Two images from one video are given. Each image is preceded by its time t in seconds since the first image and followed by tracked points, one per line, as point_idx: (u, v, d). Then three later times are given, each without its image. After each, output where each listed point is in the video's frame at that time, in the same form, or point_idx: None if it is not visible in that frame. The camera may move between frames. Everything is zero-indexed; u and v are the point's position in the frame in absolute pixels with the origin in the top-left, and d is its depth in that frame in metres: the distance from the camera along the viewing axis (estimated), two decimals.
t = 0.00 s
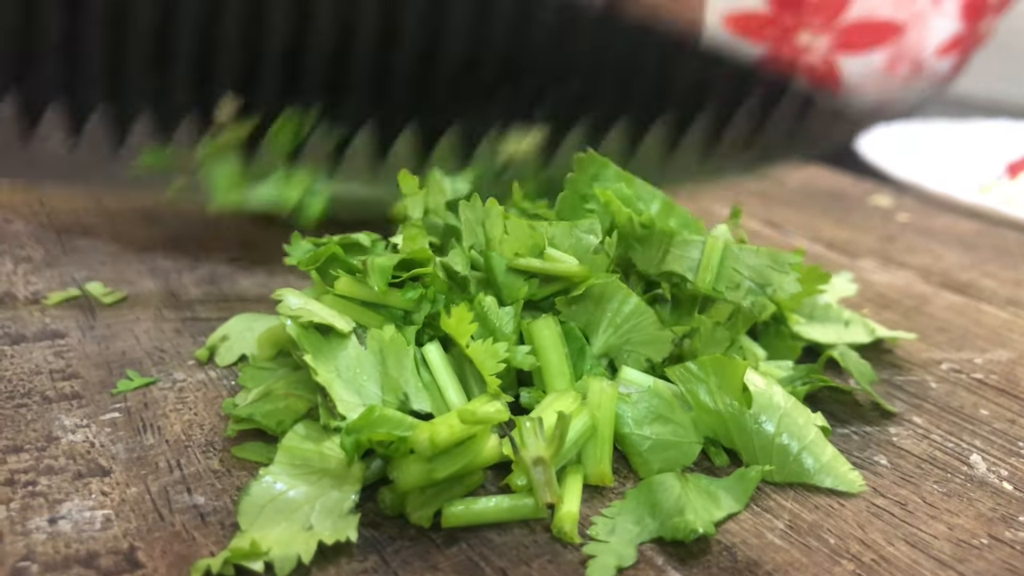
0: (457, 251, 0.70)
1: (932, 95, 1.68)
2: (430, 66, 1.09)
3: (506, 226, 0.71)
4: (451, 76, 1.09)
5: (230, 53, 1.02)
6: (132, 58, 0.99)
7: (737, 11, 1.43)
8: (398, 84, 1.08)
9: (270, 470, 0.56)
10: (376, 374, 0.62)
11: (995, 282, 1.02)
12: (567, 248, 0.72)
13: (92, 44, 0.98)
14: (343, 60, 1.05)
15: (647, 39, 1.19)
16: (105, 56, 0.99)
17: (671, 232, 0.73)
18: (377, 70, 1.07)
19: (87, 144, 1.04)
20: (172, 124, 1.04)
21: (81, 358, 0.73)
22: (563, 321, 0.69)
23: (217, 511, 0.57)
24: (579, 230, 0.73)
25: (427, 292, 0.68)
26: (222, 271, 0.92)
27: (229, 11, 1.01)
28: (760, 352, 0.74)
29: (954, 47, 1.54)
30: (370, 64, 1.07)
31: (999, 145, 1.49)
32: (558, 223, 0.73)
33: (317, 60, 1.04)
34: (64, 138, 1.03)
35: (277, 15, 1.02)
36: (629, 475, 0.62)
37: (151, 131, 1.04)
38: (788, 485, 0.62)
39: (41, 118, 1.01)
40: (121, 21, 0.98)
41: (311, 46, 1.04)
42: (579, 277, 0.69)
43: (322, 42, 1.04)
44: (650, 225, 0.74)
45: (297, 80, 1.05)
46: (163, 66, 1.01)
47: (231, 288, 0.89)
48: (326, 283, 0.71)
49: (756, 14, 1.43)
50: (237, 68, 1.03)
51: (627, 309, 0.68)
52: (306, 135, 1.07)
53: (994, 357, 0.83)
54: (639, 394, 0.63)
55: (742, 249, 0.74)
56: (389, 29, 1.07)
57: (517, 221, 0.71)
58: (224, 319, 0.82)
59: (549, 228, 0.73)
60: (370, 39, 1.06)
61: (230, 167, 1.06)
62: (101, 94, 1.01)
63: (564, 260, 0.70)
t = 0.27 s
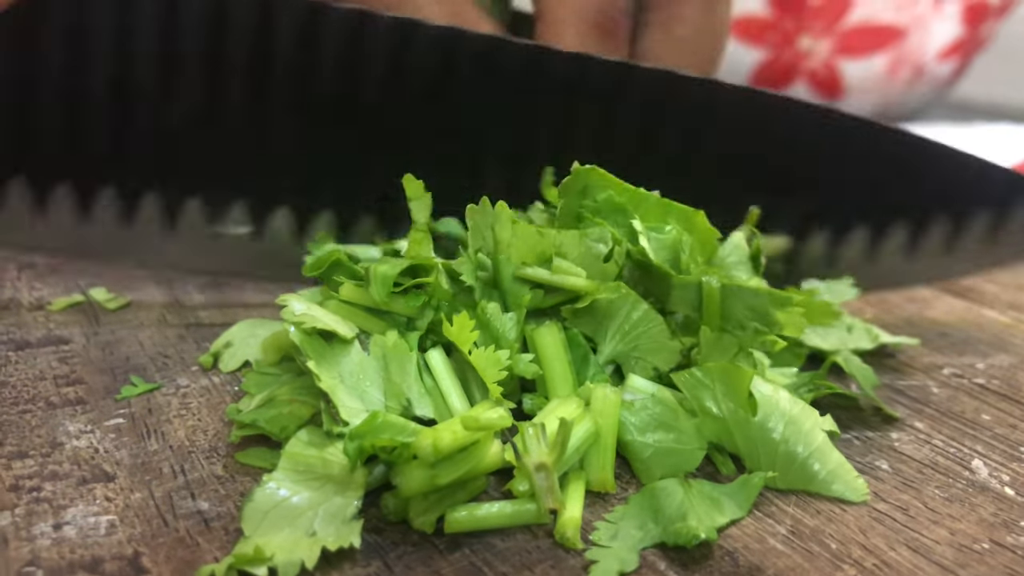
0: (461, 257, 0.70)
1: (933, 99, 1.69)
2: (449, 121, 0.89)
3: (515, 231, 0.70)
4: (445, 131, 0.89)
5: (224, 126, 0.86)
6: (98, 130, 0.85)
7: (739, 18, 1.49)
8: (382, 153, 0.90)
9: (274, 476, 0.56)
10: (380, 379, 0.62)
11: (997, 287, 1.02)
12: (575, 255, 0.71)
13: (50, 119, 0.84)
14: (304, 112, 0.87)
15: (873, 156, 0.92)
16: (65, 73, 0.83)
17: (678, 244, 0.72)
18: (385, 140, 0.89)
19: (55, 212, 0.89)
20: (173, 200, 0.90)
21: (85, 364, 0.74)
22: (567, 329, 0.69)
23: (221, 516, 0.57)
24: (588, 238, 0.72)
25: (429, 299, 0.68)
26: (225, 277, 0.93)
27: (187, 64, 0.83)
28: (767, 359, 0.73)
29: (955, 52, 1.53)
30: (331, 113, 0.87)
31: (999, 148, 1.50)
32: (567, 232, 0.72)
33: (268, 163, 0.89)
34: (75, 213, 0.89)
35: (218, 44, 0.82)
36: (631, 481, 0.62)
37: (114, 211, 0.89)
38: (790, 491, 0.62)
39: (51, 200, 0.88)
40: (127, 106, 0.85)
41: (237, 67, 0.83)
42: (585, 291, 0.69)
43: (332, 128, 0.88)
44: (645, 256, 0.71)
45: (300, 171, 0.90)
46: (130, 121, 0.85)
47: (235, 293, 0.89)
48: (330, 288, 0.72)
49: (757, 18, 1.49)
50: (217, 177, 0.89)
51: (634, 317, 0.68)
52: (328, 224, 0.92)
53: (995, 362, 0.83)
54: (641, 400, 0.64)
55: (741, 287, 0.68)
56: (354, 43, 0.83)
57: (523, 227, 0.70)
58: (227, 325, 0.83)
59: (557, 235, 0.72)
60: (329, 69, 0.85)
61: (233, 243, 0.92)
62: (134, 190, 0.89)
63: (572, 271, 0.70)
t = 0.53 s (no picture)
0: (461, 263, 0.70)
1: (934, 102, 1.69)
2: (465, 101, 1.02)
3: (515, 236, 0.70)
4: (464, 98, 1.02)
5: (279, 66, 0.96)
6: (190, 82, 0.95)
7: (738, 20, 1.50)
8: (423, 130, 1.03)
9: (272, 482, 0.56)
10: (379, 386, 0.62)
11: (997, 290, 1.02)
12: (575, 261, 0.71)
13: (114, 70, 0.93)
14: (350, 77, 0.99)
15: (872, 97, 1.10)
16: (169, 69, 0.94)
17: (670, 249, 0.72)
18: (414, 121, 1.02)
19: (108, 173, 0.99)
20: (223, 173, 1.02)
21: (84, 369, 0.74)
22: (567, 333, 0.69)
23: (220, 523, 0.57)
24: (588, 243, 0.71)
25: (428, 305, 0.68)
26: (225, 281, 0.93)
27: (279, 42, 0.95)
28: (768, 363, 0.73)
29: (955, 55, 1.55)
30: (404, 116, 1.02)
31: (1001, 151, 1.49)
32: (567, 237, 0.71)
33: (315, 114, 1.00)
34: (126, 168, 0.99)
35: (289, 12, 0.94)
36: (631, 487, 0.62)
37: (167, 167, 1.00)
38: (789, 496, 0.62)
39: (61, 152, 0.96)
40: (187, 23, 0.93)
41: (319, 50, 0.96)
42: (585, 296, 0.69)
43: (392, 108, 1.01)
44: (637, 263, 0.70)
45: (305, 113, 1.00)
46: (222, 138, 0.99)
47: (234, 298, 0.89)
48: (329, 294, 0.72)
49: (758, 20, 1.49)
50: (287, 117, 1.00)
51: (633, 322, 0.67)
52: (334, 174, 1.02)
53: (996, 365, 0.83)
54: (641, 406, 0.63)
55: (733, 290, 0.68)
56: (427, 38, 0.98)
57: (524, 231, 0.70)
58: (226, 330, 0.83)
59: (558, 240, 0.71)
60: (401, 50, 0.98)
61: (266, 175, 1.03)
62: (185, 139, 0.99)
63: (572, 277, 0.69)
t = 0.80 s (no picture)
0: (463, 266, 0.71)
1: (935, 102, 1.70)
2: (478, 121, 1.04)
3: (516, 238, 0.70)
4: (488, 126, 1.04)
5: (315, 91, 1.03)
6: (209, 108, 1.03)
7: (738, 20, 1.45)
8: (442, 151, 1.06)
9: (275, 484, 0.56)
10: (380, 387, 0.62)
11: (998, 290, 1.02)
12: (576, 263, 0.71)
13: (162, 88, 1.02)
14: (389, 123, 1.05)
15: (937, 149, 1.05)
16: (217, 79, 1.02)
17: (670, 251, 0.72)
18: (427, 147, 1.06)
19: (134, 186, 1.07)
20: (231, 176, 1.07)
21: (87, 371, 0.74)
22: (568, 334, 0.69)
23: (222, 525, 0.57)
24: (588, 245, 0.72)
25: (430, 306, 0.68)
26: (227, 283, 0.93)
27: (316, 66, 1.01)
28: (768, 364, 0.73)
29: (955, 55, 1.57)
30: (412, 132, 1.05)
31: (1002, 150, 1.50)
32: (567, 239, 0.72)
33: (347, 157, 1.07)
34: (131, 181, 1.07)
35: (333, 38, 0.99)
36: (632, 488, 0.62)
37: (166, 179, 1.07)
38: (790, 497, 0.62)
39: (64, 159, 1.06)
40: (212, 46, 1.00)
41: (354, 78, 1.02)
42: (585, 298, 0.69)
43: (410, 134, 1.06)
44: (638, 266, 0.70)
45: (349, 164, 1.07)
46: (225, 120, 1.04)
47: (236, 300, 0.89)
48: (330, 295, 0.72)
49: (757, 21, 1.46)
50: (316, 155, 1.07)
51: (634, 323, 0.68)
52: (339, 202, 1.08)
53: (996, 366, 0.83)
54: (642, 407, 0.64)
55: (733, 292, 0.68)
56: (473, 66, 1.00)
57: (525, 233, 0.70)
58: (228, 332, 0.83)
59: (559, 243, 0.72)
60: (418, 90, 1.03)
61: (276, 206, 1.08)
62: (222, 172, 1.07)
63: (573, 279, 0.70)
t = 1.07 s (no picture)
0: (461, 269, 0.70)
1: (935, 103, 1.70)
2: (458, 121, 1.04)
3: (515, 242, 0.70)
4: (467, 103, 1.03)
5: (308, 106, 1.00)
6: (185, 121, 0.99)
7: (738, 20, 1.49)
8: (420, 139, 1.05)
9: (274, 488, 0.56)
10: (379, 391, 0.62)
11: (998, 291, 1.02)
12: (574, 266, 0.71)
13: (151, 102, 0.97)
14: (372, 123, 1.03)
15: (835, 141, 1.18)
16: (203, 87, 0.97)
17: (669, 254, 0.72)
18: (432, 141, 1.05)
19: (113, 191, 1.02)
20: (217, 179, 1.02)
21: (86, 374, 0.74)
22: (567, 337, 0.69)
23: (222, 528, 0.57)
24: (588, 247, 0.71)
25: (429, 309, 0.68)
26: (226, 286, 0.93)
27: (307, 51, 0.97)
28: (768, 366, 0.73)
29: (956, 55, 1.57)
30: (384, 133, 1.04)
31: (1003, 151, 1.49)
32: (567, 242, 0.71)
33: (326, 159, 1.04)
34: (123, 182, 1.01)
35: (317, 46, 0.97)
36: (632, 492, 0.62)
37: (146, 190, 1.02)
38: (790, 500, 0.62)
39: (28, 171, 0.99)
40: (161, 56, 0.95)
41: (348, 80, 0.99)
42: (585, 300, 0.69)
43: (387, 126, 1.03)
44: (637, 269, 0.71)
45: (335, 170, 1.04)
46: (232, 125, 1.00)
47: (236, 303, 0.89)
48: (329, 299, 0.72)
49: (757, 22, 1.49)
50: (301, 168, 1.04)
51: (633, 326, 0.68)
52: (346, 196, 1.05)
53: (997, 368, 0.83)
54: (641, 411, 0.64)
55: (732, 295, 0.67)
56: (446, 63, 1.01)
57: (523, 236, 0.70)
58: (228, 334, 0.83)
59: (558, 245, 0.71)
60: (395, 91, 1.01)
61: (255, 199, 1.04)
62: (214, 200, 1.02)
63: (572, 282, 0.69)
